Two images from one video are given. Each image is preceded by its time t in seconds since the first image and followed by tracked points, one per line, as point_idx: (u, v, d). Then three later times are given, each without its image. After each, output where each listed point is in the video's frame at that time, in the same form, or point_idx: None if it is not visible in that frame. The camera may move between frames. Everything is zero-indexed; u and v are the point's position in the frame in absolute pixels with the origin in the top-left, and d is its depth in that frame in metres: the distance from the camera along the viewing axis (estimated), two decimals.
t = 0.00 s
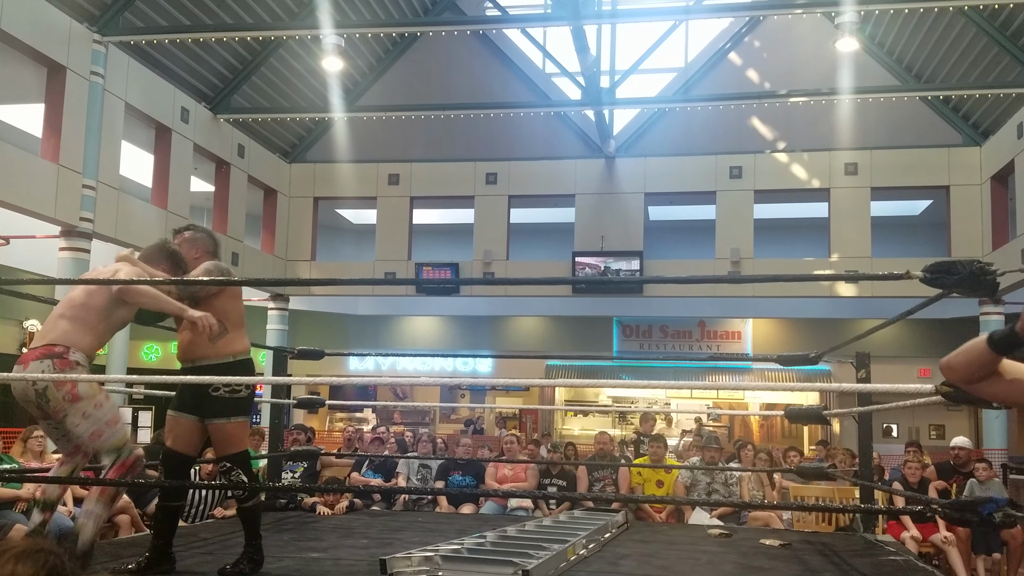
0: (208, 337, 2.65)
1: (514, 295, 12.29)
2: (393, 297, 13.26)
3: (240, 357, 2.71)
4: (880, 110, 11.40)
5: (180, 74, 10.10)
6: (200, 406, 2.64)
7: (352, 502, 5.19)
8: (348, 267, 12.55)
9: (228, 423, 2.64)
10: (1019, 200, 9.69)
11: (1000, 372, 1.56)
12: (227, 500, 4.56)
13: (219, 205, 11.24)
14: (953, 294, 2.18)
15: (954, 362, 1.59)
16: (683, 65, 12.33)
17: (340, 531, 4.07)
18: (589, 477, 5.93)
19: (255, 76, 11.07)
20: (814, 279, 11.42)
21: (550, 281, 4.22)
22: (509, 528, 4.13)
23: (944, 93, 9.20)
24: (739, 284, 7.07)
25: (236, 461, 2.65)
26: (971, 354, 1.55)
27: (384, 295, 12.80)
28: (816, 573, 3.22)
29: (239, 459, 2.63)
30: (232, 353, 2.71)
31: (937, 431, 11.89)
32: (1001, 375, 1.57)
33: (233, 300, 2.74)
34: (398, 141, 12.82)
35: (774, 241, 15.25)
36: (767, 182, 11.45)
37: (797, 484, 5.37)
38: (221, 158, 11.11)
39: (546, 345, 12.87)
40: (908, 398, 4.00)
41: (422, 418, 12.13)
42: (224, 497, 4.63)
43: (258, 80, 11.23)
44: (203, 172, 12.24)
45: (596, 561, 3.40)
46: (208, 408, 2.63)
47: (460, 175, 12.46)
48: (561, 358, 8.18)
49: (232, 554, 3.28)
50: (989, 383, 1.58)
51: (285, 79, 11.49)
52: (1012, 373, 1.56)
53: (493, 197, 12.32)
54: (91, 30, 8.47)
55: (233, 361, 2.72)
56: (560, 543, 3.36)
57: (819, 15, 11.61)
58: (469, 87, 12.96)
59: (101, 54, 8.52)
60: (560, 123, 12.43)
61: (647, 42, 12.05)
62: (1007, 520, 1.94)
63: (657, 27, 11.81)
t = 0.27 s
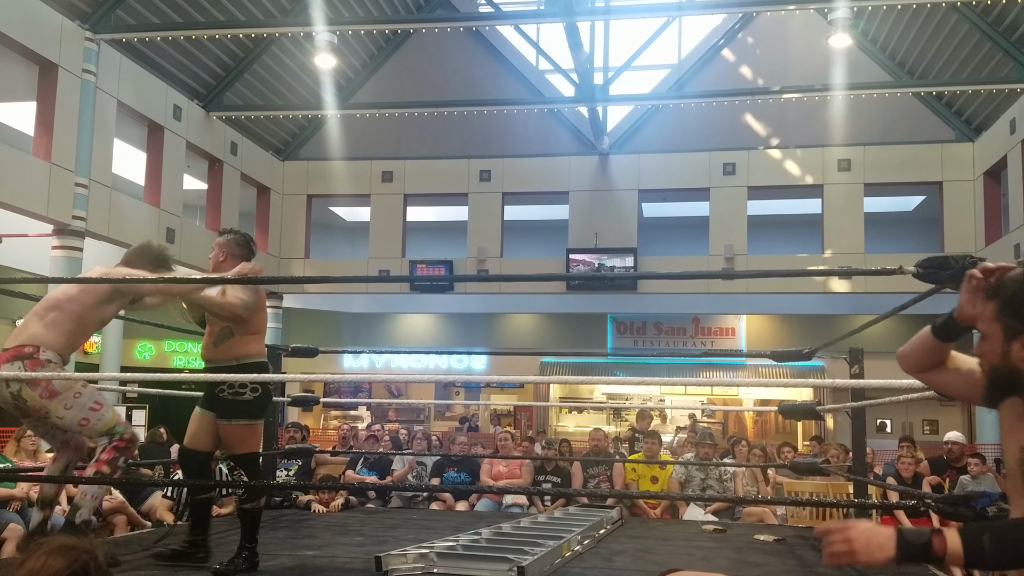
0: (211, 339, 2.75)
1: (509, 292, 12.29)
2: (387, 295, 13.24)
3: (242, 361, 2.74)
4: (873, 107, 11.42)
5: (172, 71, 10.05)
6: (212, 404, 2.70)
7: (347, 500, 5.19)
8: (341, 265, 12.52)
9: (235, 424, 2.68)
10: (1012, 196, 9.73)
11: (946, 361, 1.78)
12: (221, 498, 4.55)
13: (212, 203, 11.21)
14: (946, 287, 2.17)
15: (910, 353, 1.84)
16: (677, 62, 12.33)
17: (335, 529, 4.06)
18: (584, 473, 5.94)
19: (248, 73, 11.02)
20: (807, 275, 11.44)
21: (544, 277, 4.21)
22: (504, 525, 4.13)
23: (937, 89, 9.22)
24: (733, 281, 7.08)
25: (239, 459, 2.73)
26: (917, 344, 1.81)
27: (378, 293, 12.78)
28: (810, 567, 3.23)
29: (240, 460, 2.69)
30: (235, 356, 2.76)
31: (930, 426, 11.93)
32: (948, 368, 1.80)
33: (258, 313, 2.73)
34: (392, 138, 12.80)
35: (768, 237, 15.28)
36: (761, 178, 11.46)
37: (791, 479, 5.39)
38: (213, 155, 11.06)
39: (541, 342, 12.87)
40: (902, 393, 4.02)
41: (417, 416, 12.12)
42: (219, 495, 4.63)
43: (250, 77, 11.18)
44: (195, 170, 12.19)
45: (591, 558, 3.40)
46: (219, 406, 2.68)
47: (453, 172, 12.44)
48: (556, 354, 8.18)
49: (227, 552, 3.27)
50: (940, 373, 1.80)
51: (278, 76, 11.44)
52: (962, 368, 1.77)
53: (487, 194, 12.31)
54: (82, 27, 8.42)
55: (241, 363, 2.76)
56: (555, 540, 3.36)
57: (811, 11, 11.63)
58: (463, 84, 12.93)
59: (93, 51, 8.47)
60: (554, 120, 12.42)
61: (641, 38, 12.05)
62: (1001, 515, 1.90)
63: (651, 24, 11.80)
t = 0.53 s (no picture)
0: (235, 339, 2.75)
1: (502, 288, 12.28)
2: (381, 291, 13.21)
3: (261, 358, 2.74)
4: (866, 102, 11.45)
5: (164, 67, 9.99)
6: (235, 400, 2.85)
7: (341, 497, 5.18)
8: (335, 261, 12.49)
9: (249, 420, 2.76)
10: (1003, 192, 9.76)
11: (881, 354, 1.85)
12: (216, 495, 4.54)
13: (205, 199, 11.17)
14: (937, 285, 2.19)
15: (850, 345, 1.92)
16: (671, 58, 12.34)
17: (329, 526, 4.04)
18: (578, 469, 5.95)
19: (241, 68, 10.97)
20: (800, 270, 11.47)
21: (537, 273, 4.21)
22: (498, 521, 4.13)
23: (929, 84, 9.25)
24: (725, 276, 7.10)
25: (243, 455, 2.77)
26: (856, 337, 1.89)
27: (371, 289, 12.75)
28: (804, 563, 3.23)
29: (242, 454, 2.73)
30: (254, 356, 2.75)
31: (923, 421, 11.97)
32: (884, 361, 1.86)
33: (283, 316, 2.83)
34: (385, 134, 12.77)
35: (761, 234, 15.31)
36: (753, 174, 11.48)
37: (784, 475, 5.40)
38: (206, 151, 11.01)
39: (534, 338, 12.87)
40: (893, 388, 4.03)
41: (410, 412, 12.11)
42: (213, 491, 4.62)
43: (243, 73, 11.12)
44: (188, 166, 12.14)
45: (584, 554, 3.41)
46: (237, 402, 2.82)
47: (447, 168, 12.42)
48: (550, 350, 8.17)
49: (221, 550, 3.27)
50: (876, 366, 1.87)
51: (271, 72, 11.40)
52: (896, 358, 1.82)
53: (481, 190, 12.29)
54: (74, 23, 8.37)
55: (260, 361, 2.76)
56: (549, 536, 3.36)
57: (805, 8, 11.66)
58: (456, 80, 12.91)
59: (85, 47, 8.42)
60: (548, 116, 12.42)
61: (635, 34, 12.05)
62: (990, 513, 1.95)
63: (644, 19, 11.79)
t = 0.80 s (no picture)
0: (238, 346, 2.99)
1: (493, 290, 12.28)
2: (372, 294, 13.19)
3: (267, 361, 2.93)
4: (853, 104, 11.51)
5: (149, 68, 9.95)
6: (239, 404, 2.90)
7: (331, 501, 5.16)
8: (324, 264, 12.45)
9: (253, 418, 2.83)
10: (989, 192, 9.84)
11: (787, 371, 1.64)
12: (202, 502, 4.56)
13: (191, 201, 11.12)
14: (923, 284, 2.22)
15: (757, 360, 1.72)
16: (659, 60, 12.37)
17: (318, 530, 4.02)
18: (569, 470, 5.95)
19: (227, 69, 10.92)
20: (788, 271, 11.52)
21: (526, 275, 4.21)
22: (488, 523, 4.12)
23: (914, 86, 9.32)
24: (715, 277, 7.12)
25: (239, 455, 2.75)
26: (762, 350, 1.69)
27: (361, 291, 12.71)
28: (792, 562, 3.24)
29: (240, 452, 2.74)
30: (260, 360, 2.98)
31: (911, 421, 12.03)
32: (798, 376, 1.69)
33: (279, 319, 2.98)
34: (374, 136, 12.75)
35: (751, 235, 15.38)
36: (742, 175, 11.53)
37: (774, 475, 5.43)
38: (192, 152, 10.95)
39: (525, 340, 12.88)
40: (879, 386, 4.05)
41: (401, 415, 12.10)
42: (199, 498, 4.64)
43: (229, 74, 11.08)
44: (175, 169, 12.08)
45: (574, 555, 3.40)
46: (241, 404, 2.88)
47: (436, 171, 12.41)
48: (541, 353, 8.18)
49: (207, 556, 3.24)
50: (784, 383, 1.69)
51: (258, 73, 11.36)
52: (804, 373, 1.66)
53: (470, 192, 12.28)
54: (58, 24, 8.32)
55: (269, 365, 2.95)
56: (538, 538, 3.36)
57: (792, 10, 11.73)
58: (445, 82, 12.91)
59: (68, 49, 8.38)
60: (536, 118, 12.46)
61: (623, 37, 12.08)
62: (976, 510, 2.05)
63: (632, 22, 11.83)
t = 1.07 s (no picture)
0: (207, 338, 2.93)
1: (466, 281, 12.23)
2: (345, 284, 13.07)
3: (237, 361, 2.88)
4: (825, 100, 11.64)
5: (115, 52, 9.70)
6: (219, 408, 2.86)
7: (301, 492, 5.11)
8: (296, 254, 12.31)
9: (240, 427, 2.82)
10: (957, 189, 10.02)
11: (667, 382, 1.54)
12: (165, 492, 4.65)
13: (159, 188, 10.90)
14: (890, 279, 2.23)
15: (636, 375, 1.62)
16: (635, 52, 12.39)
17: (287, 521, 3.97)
18: (541, 462, 5.95)
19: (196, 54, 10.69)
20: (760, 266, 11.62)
21: (499, 265, 4.18)
22: (459, 514, 4.11)
23: (886, 82, 9.43)
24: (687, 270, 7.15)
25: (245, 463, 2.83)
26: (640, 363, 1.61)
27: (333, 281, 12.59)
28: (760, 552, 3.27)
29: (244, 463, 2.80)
30: (232, 356, 2.89)
31: (878, 414, 12.25)
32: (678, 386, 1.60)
33: (248, 311, 2.92)
34: (347, 124, 12.60)
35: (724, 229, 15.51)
36: (716, 169, 11.61)
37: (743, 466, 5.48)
38: (159, 139, 10.71)
39: (498, 332, 12.86)
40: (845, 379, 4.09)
41: (373, 406, 12.04)
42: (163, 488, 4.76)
43: (198, 59, 10.85)
44: (143, 156, 11.84)
45: (545, 546, 3.40)
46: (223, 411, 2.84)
47: (411, 160, 12.31)
48: (514, 344, 8.17)
49: (175, 546, 3.20)
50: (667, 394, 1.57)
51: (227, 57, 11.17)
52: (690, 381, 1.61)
53: (444, 182, 12.21)
54: (22, 6, 8.07)
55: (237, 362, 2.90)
56: (509, 528, 3.34)
57: (767, 4, 11.79)
58: (420, 71, 12.79)
59: (32, 31, 8.13)
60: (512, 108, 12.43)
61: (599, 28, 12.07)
62: (938, 499, 2.07)
63: (609, 13, 11.83)
